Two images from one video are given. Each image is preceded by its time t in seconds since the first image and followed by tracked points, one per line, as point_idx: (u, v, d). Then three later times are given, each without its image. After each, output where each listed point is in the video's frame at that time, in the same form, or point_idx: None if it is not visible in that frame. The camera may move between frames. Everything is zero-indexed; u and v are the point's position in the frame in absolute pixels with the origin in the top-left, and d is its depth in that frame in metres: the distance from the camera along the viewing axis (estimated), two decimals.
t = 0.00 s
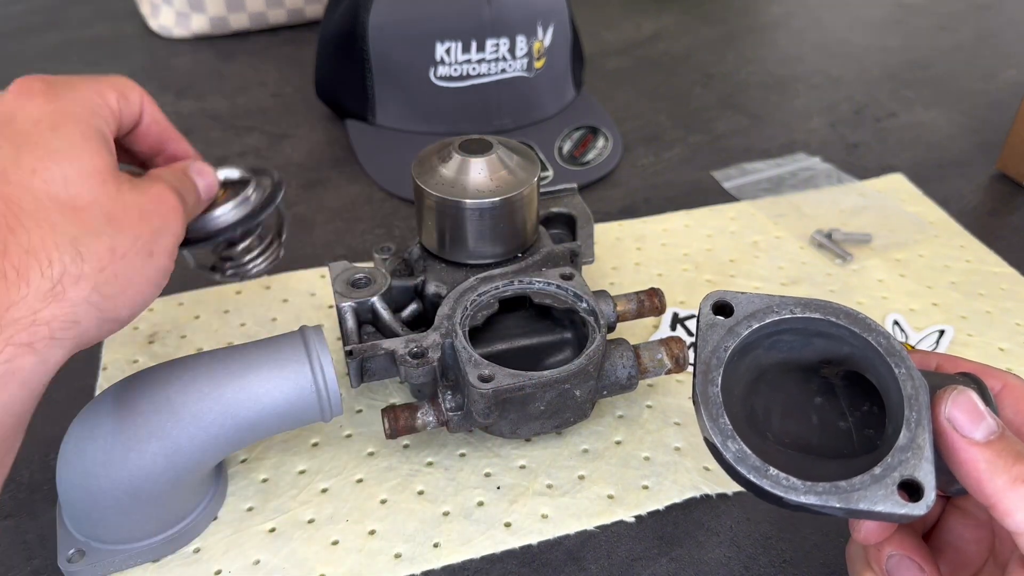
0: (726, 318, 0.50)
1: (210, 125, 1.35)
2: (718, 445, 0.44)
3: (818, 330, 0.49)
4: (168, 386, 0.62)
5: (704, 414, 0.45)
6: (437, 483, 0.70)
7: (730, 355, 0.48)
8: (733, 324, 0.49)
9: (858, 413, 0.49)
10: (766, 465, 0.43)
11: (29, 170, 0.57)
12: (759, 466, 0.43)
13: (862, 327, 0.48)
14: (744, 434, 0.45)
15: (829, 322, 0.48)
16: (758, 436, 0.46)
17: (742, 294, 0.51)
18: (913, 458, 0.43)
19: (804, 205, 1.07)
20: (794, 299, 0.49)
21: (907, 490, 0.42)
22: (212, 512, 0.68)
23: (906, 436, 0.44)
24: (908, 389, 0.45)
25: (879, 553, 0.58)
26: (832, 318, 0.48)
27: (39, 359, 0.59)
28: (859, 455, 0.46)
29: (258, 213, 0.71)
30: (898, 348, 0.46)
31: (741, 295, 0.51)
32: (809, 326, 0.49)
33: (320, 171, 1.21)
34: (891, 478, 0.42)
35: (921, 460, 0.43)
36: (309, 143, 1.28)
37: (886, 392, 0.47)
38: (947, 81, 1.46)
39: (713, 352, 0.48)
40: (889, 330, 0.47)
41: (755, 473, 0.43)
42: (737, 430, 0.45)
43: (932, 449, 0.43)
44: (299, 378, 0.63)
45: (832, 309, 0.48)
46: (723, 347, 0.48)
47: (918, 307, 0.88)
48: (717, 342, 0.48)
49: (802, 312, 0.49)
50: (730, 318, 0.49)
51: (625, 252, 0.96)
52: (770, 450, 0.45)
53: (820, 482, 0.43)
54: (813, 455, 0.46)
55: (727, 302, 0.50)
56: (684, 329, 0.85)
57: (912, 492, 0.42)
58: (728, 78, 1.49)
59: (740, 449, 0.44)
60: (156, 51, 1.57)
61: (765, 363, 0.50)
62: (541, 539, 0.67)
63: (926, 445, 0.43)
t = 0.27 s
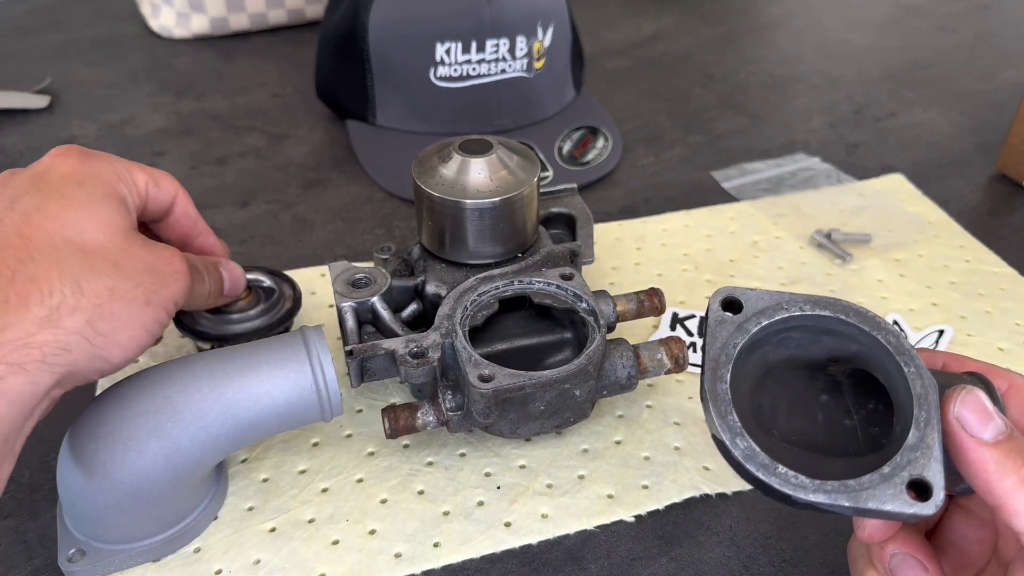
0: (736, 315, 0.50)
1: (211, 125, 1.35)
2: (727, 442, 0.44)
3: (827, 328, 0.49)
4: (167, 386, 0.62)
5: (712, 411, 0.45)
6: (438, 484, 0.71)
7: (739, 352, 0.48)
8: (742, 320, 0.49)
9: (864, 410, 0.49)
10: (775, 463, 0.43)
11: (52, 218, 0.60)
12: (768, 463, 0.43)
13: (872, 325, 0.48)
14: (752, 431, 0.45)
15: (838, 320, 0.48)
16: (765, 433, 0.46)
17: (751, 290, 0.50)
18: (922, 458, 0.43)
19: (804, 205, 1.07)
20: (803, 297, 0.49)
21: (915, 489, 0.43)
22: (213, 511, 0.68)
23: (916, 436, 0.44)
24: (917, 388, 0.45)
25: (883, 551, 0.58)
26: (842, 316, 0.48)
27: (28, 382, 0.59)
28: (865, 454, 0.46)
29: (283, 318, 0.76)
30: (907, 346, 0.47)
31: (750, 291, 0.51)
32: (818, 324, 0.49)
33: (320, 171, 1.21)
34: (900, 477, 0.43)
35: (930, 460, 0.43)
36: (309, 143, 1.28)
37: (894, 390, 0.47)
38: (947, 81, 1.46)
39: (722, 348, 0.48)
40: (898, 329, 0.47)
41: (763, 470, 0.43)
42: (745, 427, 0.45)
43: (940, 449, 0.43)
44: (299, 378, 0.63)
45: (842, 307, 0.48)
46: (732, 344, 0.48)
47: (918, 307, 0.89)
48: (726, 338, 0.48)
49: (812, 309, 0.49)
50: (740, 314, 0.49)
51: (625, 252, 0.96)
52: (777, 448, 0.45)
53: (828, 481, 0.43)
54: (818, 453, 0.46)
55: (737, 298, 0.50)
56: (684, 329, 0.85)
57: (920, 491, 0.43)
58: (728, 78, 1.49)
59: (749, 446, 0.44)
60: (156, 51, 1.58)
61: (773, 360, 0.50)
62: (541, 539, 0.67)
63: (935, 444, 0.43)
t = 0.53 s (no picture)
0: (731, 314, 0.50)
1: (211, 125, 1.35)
2: (721, 437, 0.44)
3: (822, 326, 0.49)
4: (167, 386, 0.62)
5: (707, 408, 0.45)
6: (437, 483, 0.71)
7: (733, 350, 0.48)
8: (737, 319, 0.49)
9: (861, 409, 0.49)
10: (768, 458, 0.43)
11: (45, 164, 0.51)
12: (761, 459, 0.43)
13: (867, 323, 0.48)
14: (747, 428, 0.45)
15: (833, 318, 0.49)
16: (762, 431, 0.46)
17: (747, 288, 0.51)
18: (915, 454, 0.43)
19: (804, 205, 1.07)
20: (798, 295, 0.49)
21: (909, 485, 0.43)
22: (213, 511, 0.68)
23: (908, 432, 0.44)
24: (912, 385, 0.45)
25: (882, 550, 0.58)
26: (837, 314, 0.48)
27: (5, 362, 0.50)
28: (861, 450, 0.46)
29: (280, 321, 0.77)
30: (902, 344, 0.47)
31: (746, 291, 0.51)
32: (814, 322, 0.49)
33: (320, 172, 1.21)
34: (893, 473, 0.42)
35: (923, 456, 0.43)
36: (309, 143, 1.28)
37: (889, 388, 0.47)
38: (947, 81, 1.46)
39: (717, 346, 0.48)
40: (892, 327, 0.48)
41: (756, 466, 0.43)
42: (740, 424, 0.45)
43: (934, 445, 0.43)
44: (300, 378, 0.63)
45: (837, 305, 0.49)
46: (727, 342, 0.48)
47: (918, 307, 0.89)
48: (721, 337, 0.48)
49: (807, 308, 0.49)
50: (735, 313, 0.50)
51: (625, 252, 0.96)
52: (773, 445, 0.45)
53: (822, 477, 0.43)
54: (815, 451, 0.46)
55: (732, 297, 0.50)
56: (684, 329, 0.85)
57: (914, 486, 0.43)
58: (728, 78, 1.49)
59: (742, 442, 0.44)
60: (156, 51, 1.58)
61: (770, 359, 0.50)
62: (541, 539, 0.67)
63: (928, 440, 0.43)
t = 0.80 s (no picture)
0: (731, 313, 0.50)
1: (211, 124, 1.35)
2: (722, 438, 0.44)
3: (821, 326, 0.49)
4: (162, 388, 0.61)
5: (708, 408, 0.45)
6: (437, 483, 0.71)
7: (733, 350, 0.48)
8: (737, 319, 0.49)
9: (861, 409, 0.49)
10: (769, 459, 0.44)
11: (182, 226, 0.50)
12: (762, 459, 0.43)
13: (866, 323, 0.48)
14: (748, 429, 0.46)
15: (832, 318, 0.49)
16: (762, 432, 0.46)
17: (747, 290, 0.51)
18: (915, 453, 0.43)
19: (804, 205, 1.07)
20: (798, 295, 0.49)
21: (910, 483, 0.43)
22: (213, 512, 0.68)
23: (909, 431, 0.44)
24: (911, 385, 0.45)
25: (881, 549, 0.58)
26: (836, 314, 0.49)
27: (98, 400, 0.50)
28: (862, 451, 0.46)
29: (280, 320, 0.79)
30: (900, 343, 0.47)
31: (745, 291, 0.51)
32: (813, 322, 0.49)
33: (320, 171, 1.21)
34: (894, 472, 0.43)
35: (923, 455, 0.43)
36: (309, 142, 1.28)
37: (890, 387, 0.47)
38: (947, 81, 1.46)
39: (717, 347, 0.48)
40: (891, 326, 0.48)
41: (757, 466, 0.43)
42: (741, 423, 0.45)
43: (934, 443, 0.43)
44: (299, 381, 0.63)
45: (836, 305, 0.49)
46: (727, 342, 0.48)
47: (918, 307, 0.89)
48: (721, 338, 0.48)
49: (806, 308, 0.49)
50: (734, 313, 0.50)
51: (625, 252, 0.96)
52: (774, 446, 0.45)
53: (823, 476, 0.43)
54: (815, 451, 0.46)
55: (732, 297, 0.50)
56: (684, 329, 0.85)
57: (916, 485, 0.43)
58: (728, 78, 1.49)
59: (743, 442, 0.44)
60: (156, 51, 1.58)
61: (769, 359, 0.50)
62: (541, 539, 0.67)
63: (929, 439, 0.44)
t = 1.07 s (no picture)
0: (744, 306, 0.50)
1: (210, 125, 1.35)
2: (733, 432, 0.44)
3: (834, 321, 0.49)
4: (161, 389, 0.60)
5: (719, 402, 0.45)
6: (437, 483, 0.70)
7: (746, 343, 0.48)
8: (750, 312, 0.49)
9: (870, 406, 0.49)
10: (781, 454, 0.44)
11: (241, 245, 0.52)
12: (773, 454, 0.43)
13: (880, 318, 0.48)
14: (759, 422, 0.45)
15: (846, 313, 0.48)
16: (772, 426, 0.46)
17: (760, 283, 0.50)
18: (927, 451, 0.43)
19: (804, 205, 1.07)
20: (812, 290, 0.49)
21: (921, 480, 0.43)
22: (213, 512, 0.68)
23: (921, 428, 0.44)
24: (924, 382, 0.45)
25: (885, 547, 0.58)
26: (850, 309, 0.48)
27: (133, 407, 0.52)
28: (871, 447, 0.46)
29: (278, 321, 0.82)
30: (914, 339, 0.47)
31: (759, 284, 0.51)
32: (827, 316, 0.49)
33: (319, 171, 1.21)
34: (905, 469, 0.43)
35: (935, 453, 0.43)
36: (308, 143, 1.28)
37: (902, 384, 0.47)
38: (947, 81, 1.46)
39: (729, 340, 0.48)
40: (905, 322, 0.47)
41: (768, 460, 0.43)
42: (753, 418, 0.45)
43: (946, 441, 0.43)
44: (300, 380, 0.63)
45: (850, 300, 0.48)
46: (740, 335, 0.48)
47: (919, 307, 0.88)
48: (734, 330, 0.48)
49: (819, 302, 0.49)
50: (748, 306, 0.49)
51: (625, 252, 0.96)
52: (784, 440, 0.45)
53: (834, 472, 0.43)
54: (823, 447, 0.46)
55: (746, 290, 0.50)
56: (684, 329, 0.85)
57: (927, 482, 0.43)
58: (728, 78, 1.49)
59: (754, 437, 0.44)
60: (155, 51, 1.57)
61: (780, 353, 0.50)
62: (541, 540, 0.67)
63: (940, 437, 0.44)
